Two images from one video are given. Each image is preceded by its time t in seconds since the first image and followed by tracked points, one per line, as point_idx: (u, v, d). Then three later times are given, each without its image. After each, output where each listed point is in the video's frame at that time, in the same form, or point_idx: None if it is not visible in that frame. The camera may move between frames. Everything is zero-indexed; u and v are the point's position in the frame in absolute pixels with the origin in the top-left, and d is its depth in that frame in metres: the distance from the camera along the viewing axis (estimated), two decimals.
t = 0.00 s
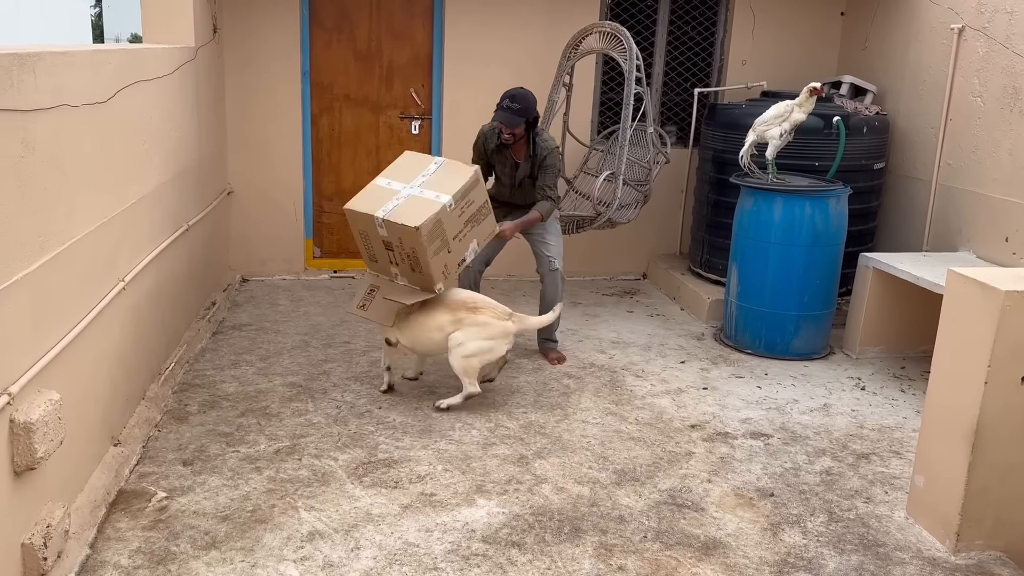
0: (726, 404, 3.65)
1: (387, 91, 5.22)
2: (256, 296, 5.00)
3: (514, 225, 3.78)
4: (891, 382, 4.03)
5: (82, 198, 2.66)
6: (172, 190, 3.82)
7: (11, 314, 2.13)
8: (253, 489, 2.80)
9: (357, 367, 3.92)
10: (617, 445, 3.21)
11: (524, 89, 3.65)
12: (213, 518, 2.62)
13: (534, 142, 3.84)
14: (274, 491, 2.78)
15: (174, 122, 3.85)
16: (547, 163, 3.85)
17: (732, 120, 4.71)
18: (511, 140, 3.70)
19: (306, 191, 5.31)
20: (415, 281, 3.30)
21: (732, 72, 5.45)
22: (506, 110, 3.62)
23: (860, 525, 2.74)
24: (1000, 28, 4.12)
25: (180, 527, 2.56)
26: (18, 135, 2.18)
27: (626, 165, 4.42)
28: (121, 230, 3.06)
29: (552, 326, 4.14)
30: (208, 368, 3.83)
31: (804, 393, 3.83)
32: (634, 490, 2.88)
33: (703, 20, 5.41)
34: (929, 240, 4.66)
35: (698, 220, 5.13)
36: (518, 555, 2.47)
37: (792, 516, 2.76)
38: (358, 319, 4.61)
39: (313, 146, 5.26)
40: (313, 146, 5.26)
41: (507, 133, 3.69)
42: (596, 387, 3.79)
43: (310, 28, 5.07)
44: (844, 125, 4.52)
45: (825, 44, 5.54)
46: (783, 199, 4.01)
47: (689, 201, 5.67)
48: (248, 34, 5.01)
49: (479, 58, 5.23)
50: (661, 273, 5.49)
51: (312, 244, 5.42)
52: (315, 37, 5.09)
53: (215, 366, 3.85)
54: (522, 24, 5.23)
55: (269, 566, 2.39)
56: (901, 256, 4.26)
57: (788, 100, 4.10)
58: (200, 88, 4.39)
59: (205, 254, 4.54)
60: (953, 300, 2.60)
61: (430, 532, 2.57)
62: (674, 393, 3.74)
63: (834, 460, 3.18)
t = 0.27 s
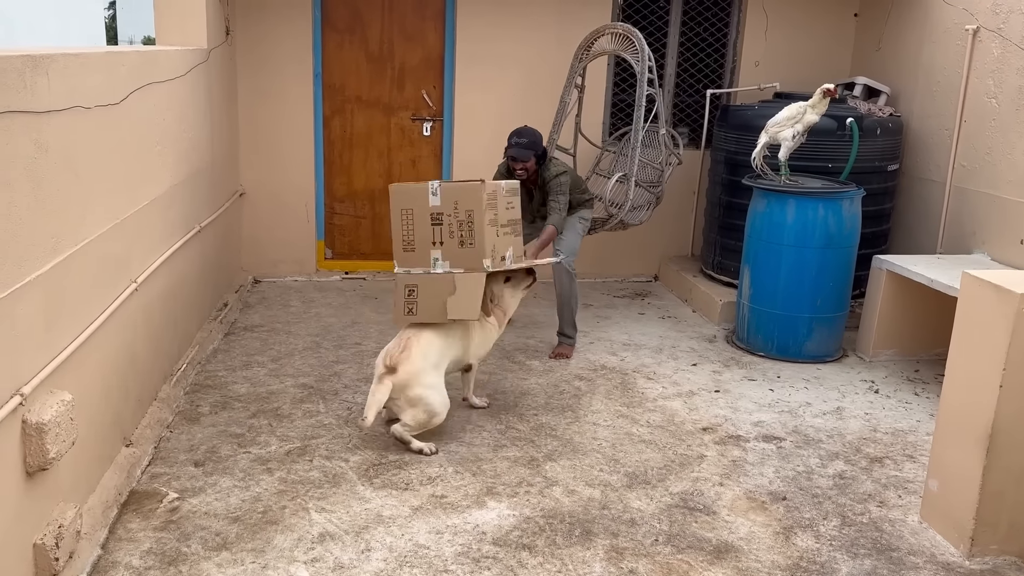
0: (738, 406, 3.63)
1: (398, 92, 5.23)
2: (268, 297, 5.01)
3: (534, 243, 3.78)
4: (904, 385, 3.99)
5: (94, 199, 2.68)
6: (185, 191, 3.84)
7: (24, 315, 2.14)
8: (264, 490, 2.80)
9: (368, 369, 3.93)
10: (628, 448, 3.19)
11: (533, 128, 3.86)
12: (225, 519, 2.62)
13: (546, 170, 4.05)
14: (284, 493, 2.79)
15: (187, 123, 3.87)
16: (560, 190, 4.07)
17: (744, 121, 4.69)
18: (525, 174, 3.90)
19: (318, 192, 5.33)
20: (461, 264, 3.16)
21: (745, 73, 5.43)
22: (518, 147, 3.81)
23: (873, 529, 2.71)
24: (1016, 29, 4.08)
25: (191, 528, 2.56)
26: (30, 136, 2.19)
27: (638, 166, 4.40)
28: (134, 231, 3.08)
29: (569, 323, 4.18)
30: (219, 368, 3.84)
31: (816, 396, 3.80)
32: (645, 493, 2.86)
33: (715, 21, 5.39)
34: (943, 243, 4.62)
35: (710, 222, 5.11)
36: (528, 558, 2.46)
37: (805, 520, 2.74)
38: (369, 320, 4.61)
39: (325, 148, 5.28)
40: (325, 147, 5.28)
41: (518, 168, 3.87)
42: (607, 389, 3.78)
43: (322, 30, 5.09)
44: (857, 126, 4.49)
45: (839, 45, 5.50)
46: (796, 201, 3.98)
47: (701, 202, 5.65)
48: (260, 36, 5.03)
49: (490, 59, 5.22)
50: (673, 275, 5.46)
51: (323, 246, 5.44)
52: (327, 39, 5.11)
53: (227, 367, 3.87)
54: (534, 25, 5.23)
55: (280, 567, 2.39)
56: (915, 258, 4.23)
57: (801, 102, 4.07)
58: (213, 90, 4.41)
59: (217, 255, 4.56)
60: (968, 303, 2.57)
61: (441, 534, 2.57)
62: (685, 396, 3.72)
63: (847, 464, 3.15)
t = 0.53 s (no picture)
0: (746, 410, 3.61)
1: (406, 95, 5.23)
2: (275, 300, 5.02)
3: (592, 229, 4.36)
4: (914, 389, 3.97)
5: (102, 201, 2.68)
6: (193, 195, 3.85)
7: (32, 317, 2.14)
8: (271, 493, 2.80)
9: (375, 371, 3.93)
10: (636, 452, 3.18)
11: (518, 73, 4.05)
12: (232, 522, 2.62)
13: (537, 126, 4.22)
14: (291, 496, 2.78)
15: (195, 126, 3.88)
16: (555, 143, 4.22)
17: (753, 124, 4.67)
18: (518, 118, 4.05)
19: (325, 195, 5.33)
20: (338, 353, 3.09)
21: (753, 75, 5.41)
22: (508, 91, 3.99)
23: (882, 535, 2.69)
24: None
25: (198, 531, 2.56)
26: (38, 140, 2.19)
27: (647, 169, 4.39)
28: (142, 234, 3.08)
29: (551, 298, 4.61)
30: (227, 371, 3.84)
31: (825, 400, 3.78)
32: (653, 497, 2.85)
33: (723, 24, 5.38)
34: (952, 246, 4.59)
35: (718, 225, 5.09)
36: (535, 562, 2.45)
37: (814, 525, 2.72)
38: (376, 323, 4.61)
39: (333, 151, 5.29)
40: (333, 150, 5.29)
41: (510, 114, 4.04)
42: (614, 392, 3.77)
43: (330, 33, 5.10)
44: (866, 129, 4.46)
45: (847, 47, 5.48)
46: (805, 204, 3.96)
47: (709, 205, 5.63)
48: (268, 39, 5.04)
49: (498, 62, 5.22)
50: (681, 278, 5.45)
51: (331, 248, 5.44)
52: (335, 42, 5.12)
53: (235, 370, 3.87)
54: (542, 28, 5.22)
55: (286, 570, 2.38)
56: (924, 261, 4.20)
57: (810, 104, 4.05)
58: (221, 94, 4.42)
59: (225, 258, 4.57)
60: (979, 307, 2.55)
61: (448, 538, 2.56)
62: (693, 399, 3.70)
63: (856, 468, 3.13)
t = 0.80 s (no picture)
0: (754, 415, 3.60)
1: (414, 100, 5.24)
2: (283, 303, 5.03)
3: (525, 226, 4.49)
4: (923, 395, 3.95)
5: (113, 204, 2.70)
6: (202, 199, 3.86)
7: (42, 321, 2.15)
8: (279, 497, 2.80)
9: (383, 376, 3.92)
10: (644, 457, 3.17)
11: (484, 60, 4.06)
12: (240, 526, 2.62)
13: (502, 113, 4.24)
14: (299, 500, 2.79)
15: (204, 131, 3.89)
16: (517, 132, 4.23)
17: (761, 128, 4.66)
18: (483, 105, 4.07)
19: (333, 199, 5.35)
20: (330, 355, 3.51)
21: (760, 80, 5.41)
22: (475, 77, 4.00)
23: (892, 540, 2.68)
24: None
25: (206, 535, 2.57)
26: (49, 144, 2.20)
27: (655, 173, 4.38)
28: (151, 237, 3.09)
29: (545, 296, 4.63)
30: (235, 375, 3.85)
31: (834, 405, 3.77)
32: (661, 502, 2.84)
33: (731, 28, 5.38)
34: (961, 251, 4.57)
35: (725, 230, 5.09)
36: (543, 567, 2.44)
37: (823, 531, 2.71)
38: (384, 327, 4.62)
39: (340, 155, 5.30)
40: (340, 155, 5.30)
41: (477, 100, 4.05)
42: (621, 397, 3.76)
43: (338, 38, 5.11)
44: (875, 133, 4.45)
45: (855, 51, 5.47)
46: (813, 209, 3.95)
47: (717, 209, 5.62)
48: (276, 44, 5.06)
49: (505, 67, 5.23)
50: (688, 283, 5.44)
51: (338, 253, 5.45)
52: (343, 47, 5.13)
53: (242, 373, 3.88)
54: (549, 32, 5.23)
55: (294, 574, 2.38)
56: (933, 266, 4.19)
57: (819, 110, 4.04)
58: (230, 98, 4.44)
59: (233, 262, 4.58)
60: (988, 312, 2.54)
61: (455, 543, 2.56)
62: (701, 404, 3.70)
63: (865, 474, 3.12)
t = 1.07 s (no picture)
0: (764, 423, 3.59)
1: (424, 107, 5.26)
2: (293, 309, 5.05)
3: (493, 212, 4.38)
4: (934, 402, 3.92)
5: (125, 210, 2.72)
6: (213, 205, 3.89)
7: (54, 326, 2.16)
8: (288, 502, 2.81)
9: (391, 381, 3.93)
10: (653, 464, 3.17)
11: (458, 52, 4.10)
12: (249, 531, 2.63)
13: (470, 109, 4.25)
14: (308, 505, 2.79)
15: (215, 137, 3.92)
16: (487, 128, 4.23)
17: (770, 135, 4.66)
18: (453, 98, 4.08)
19: (343, 206, 5.36)
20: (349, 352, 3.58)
21: (770, 86, 5.40)
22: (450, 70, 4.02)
23: (903, 549, 2.66)
24: None
25: (216, 540, 2.58)
26: (62, 150, 2.22)
27: (662, 180, 4.38)
28: (163, 243, 3.12)
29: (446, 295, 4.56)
30: (245, 380, 3.87)
31: (844, 413, 3.75)
32: (671, 509, 2.83)
33: (741, 35, 5.38)
34: (973, 258, 4.55)
35: (735, 236, 5.08)
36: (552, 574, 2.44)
37: (833, 539, 2.69)
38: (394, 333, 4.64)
39: (350, 162, 5.32)
40: (350, 161, 5.32)
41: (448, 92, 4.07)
42: (630, 403, 3.76)
43: (349, 46, 5.14)
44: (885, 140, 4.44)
45: (866, 58, 5.46)
46: (823, 215, 3.94)
47: (726, 216, 5.61)
48: (288, 51, 5.09)
49: (515, 73, 5.24)
50: (698, 289, 5.43)
51: (348, 258, 5.47)
52: (354, 54, 5.16)
53: (253, 379, 3.89)
54: (559, 39, 5.24)
55: None
56: (944, 273, 4.17)
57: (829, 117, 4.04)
58: (241, 105, 4.47)
59: (244, 267, 4.61)
60: (999, 319, 2.52)
61: (464, 549, 2.56)
62: (711, 411, 3.69)
63: (875, 482, 3.10)
